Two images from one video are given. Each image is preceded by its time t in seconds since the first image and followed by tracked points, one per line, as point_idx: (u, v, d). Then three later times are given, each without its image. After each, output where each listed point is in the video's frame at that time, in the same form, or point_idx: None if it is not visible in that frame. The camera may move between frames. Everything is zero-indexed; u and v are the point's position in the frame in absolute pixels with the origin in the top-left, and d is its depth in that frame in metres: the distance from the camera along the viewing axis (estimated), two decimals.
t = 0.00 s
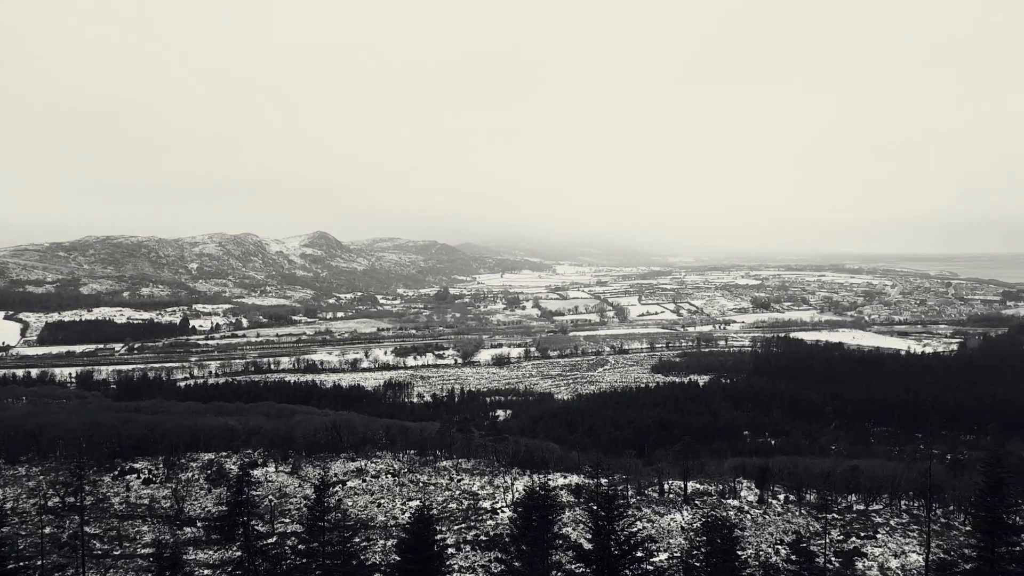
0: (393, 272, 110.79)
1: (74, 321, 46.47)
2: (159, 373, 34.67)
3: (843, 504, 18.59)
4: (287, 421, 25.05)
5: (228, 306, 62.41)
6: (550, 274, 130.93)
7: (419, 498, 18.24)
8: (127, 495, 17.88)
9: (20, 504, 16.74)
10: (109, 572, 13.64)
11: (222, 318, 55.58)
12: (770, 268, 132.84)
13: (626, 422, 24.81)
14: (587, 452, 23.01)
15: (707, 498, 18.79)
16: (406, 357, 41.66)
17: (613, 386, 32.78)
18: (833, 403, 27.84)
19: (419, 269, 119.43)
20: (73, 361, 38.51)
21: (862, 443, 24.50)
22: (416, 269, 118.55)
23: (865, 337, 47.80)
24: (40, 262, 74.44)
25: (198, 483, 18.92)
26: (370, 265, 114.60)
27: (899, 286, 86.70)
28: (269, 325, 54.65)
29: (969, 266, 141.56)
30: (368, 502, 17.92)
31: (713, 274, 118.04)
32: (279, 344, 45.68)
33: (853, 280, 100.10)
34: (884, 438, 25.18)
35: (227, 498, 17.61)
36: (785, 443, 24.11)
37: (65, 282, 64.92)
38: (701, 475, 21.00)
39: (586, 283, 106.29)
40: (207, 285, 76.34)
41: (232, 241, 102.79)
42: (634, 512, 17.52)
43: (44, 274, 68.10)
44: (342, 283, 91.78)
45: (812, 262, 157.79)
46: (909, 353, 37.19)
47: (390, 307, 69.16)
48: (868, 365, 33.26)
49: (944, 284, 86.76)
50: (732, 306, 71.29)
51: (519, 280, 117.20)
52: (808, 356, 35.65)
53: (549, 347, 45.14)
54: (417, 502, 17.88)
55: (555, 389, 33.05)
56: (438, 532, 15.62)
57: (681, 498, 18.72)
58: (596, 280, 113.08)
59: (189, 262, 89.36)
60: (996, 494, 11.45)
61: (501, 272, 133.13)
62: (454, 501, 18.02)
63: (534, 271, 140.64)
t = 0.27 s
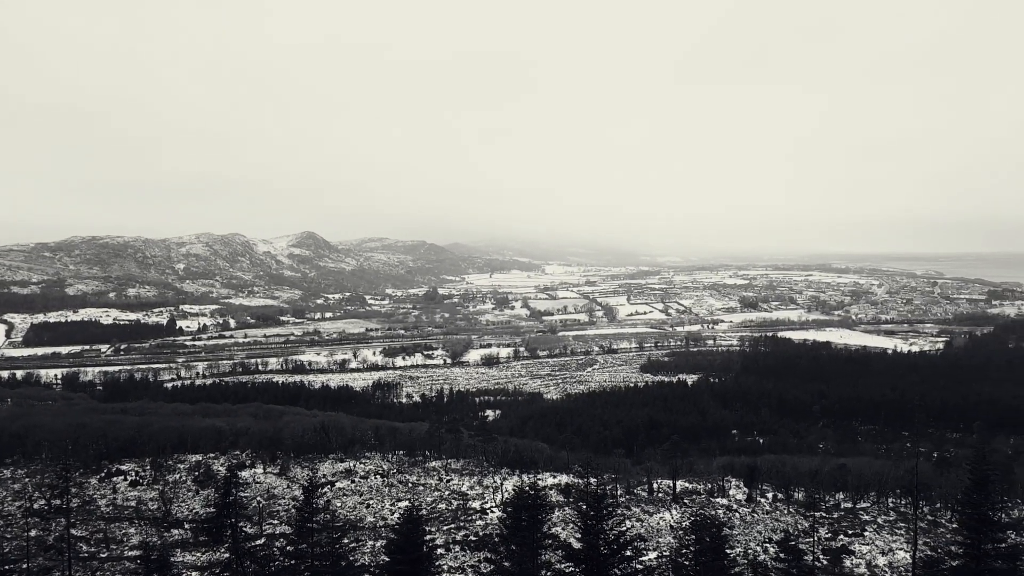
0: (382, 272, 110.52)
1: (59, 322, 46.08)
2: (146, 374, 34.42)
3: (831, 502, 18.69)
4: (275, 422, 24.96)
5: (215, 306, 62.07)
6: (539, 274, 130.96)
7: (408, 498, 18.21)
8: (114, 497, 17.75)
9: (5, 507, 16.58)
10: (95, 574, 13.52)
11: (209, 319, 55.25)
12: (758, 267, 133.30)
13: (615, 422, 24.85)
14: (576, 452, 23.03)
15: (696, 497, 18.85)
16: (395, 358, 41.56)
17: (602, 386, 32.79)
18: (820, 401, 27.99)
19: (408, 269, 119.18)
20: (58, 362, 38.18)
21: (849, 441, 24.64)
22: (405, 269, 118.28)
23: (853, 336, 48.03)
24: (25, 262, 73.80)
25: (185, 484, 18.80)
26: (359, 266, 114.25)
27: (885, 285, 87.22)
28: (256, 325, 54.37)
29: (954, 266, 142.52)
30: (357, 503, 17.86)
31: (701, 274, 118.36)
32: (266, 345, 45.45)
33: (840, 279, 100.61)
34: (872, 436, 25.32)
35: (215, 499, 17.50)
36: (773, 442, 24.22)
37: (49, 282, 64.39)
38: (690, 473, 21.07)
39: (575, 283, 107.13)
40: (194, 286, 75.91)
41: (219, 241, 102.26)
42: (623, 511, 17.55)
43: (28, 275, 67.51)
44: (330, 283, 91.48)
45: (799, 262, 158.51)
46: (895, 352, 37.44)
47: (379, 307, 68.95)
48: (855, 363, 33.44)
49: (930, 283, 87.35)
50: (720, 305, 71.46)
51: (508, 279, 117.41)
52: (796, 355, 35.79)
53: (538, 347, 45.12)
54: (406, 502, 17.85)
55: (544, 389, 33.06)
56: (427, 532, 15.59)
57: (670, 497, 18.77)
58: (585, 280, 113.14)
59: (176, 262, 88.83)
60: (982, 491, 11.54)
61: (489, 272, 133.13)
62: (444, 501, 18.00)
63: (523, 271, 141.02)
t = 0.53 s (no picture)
0: (368, 272, 110.23)
1: (41, 323, 45.67)
2: (130, 375, 34.14)
3: (816, 501, 18.79)
4: (261, 423, 24.83)
5: (200, 307, 61.70)
6: (525, 274, 131.03)
7: (395, 500, 18.16)
8: (97, 500, 17.59)
9: None
10: None
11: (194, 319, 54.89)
12: (744, 268, 133.88)
13: (602, 422, 24.89)
14: (564, 452, 23.05)
15: (683, 497, 18.90)
16: (382, 358, 41.43)
17: (589, 386, 32.84)
18: (806, 401, 28.15)
19: (395, 270, 118.93)
20: (40, 363, 37.83)
21: (834, 440, 24.79)
22: (392, 270, 118.01)
23: (838, 336, 48.33)
24: (6, 263, 73.07)
25: (169, 486, 18.66)
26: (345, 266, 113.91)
27: (870, 285, 87.85)
28: (242, 326, 54.10)
29: (938, 266, 143.82)
30: (343, 505, 17.79)
31: (687, 274, 118.76)
32: (252, 346, 45.22)
33: (825, 280, 101.28)
34: (856, 435, 25.49)
35: (200, 501, 17.38)
36: (759, 442, 24.33)
37: (32, 283, 63.79)
38: (676, 473, 21.12)
39: (562, 283, 106.78)
40: (179, 286, 75.42)
41: (204, 241, 101.67)
42: (610, 511, 17.58)
43: (10, 275, 66.86)
44: (316, 284, 91.14)
45: (785, 262, 159.45)
46: (879, 352, 37.72)
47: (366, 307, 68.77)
48: (840, 363, 33.67)
49: (914, 283, 88.04)
50: (706, 306, 71.75)
51: (495, 279, 117.48)
52: (781, 355, 35.98)
53: (526, 347, 45.14)
54: (393, 504, 17.79)
55: (532, 389, 33.06)
56: (414, 533, 15.55)
57: (657, 496, 18.81)
58: (572, 280, 113.22)
59: (160, 262, 88.24)
60: (965, 491, 11.62)
61: (477, 272, 133.09)
62: (431, 502, 17.96)
63: (510, 271, 141.09)
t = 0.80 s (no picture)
0: (357, 272, 109.98)
1: (26, 324, 45.30)
2: (116, 376, 33.91)
3: (804, 500, 18.88)
4: (249, 424, 24.71)
5: (186, 307, 61.35)
6: (514, 274, 131.07)
7: (383, 500, 18.11)
8: (82, 501, 17.46)
9: None
10: None
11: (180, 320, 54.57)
12: (732, 268, 134.48)
13: (591, 421, 24.92)
14: (552, 452, 23.06)
15: (671, 496, 18.95)
16: (370, 359, 41.31)
17: (577, 386, 32.88)
18: (793, 400, 28.28)
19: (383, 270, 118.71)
20: (25, 364, 37.50)
21: (821, 439, 24.92)
22: (380, 270, 117.75)
23: (825, 336, 48.62)
24: None
25: (156, 488, 18.54)
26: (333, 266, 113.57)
27: (856, 285, 88.44)
28: (229, 326, 53.84)
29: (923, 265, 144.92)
30: (331, 506, 17.73)
31: (675, 274, 119.07)
32: (239, 346, 45.00)
33: (812, 280, 101.90)
34: (843, 434, 25.63)
35: (187, 503, 17.28)
36: (746, 441, 24.43)
37: (16, 283, 63.25)
38: (664, 473, 21.17)
39: (550, 283, 106.95)
40: (165, 287, 74.97)
41: (190, 241, 101.11)
42: (599, 511, 17.61)
43: None
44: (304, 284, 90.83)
45: (773, 262, 160.35)
46: (866, 351, 37.95)
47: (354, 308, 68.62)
48: (827, 363, 33.85)
49: (899, 283, 88.66)
50: (694, 305, 72.00)
51: (484, 279, 117.55)
52: (769, 355, 36.15)
53: (514, 347, 45.16)
54: (381, 505, 17.73)
55: (521, 389, 33.04)
56: (402, 534, 15.51)
57: (645, 496, 18.85)
58: (560, 280, 113.26)
59: (146, 262, 87.69)
60: (949, 489, 11.69)
61: (465, 272, 133.08)
62: (420, 503, 17.92)
63: (498, 271, 141.25)
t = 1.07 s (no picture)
0: (345, 273, 109.70)
1: (10, 326, 44.91)
2: (101, 377, 33.64)
3: (791, 499, 18.97)
4: (236, 425, 24.59)
5: (172, 308, 60.96)
6: (503, 274, 131.01)
7: (371, 501, 18.05)
8: (68, 504, 17.30)
9: None
10: None
11: (167, 321, 54.22)
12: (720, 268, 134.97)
13: (579, 421, 24.94)
14: (541, 452, 23.06)
15: (659, 495, 18.99)
16: (358, 359, 41.17)
17: (566, 386, 32.89)
18: (780, 399, 28.40)
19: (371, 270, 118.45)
20: (9, 366, 37.16)
21: (808, 438, 25.04)
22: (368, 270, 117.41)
23: (812, 335, 48.88)
24: None
25: (141, 490, 18.41)
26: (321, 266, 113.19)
27: (842, 285, 88.97)
28: (216, 327, 53.55)
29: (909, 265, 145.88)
30: (319, 507, 17.66)
31: (664, 274, 119.36)
32: (226, 347, 44.78)
33: (800, 279, 102.43)
34: (830, 433, 25.77)
35: (174, 504, 17.16)
36: (734, 440, 24.51)
37: None
38: (653, 472, 21.22)
39: (539, 283, 107.06)
40: (151, 287, 74.50)
41: (176, 241, 100.53)
42: (587, 510, 17.63)
43: None
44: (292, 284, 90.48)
45: (760, 262, 161.13)
46: (852, 350, 38.17)
47: (342, 308, 68.41)
48: (813, 362, 34.02)
49: (885, 283, 89.24)
50: (683, 305, 72.21)
51: (472, 279, 117.58)
52: (756, 354, 36.29)
53: (503, 347, 45.14)
54: (370, 505, 17.68)
55: (509, 390, 33.02)
56: (391, 534, 15.48)
57: (634, 495, 18.88)
58: (549, 281, 113.36)
59: (132, 262, 87.13)
60: (935, 487, 11.75)
61: (454, 272, 133.01)
62: (408, 503, 17.87)
63: (487, 271, 141.34)
